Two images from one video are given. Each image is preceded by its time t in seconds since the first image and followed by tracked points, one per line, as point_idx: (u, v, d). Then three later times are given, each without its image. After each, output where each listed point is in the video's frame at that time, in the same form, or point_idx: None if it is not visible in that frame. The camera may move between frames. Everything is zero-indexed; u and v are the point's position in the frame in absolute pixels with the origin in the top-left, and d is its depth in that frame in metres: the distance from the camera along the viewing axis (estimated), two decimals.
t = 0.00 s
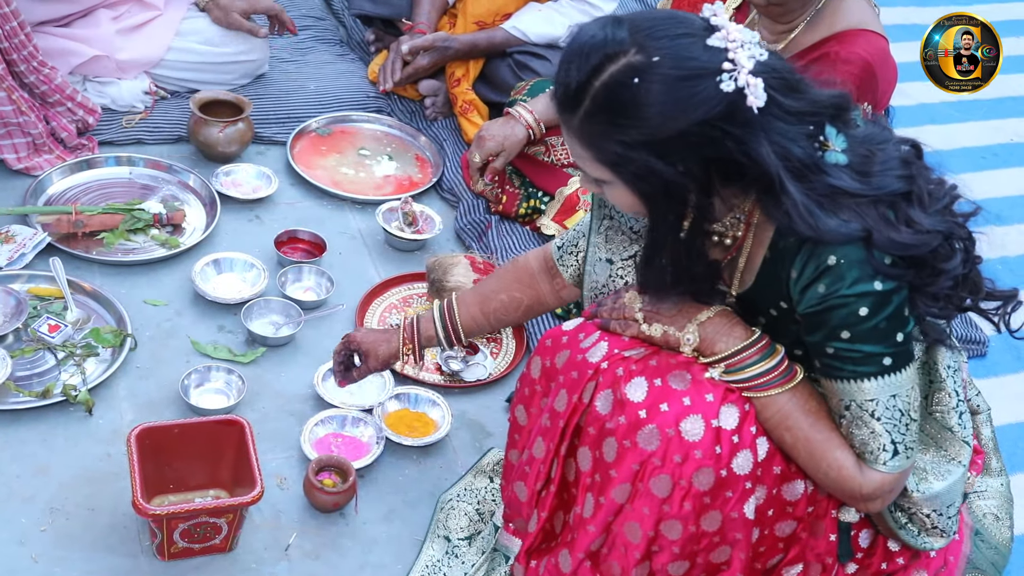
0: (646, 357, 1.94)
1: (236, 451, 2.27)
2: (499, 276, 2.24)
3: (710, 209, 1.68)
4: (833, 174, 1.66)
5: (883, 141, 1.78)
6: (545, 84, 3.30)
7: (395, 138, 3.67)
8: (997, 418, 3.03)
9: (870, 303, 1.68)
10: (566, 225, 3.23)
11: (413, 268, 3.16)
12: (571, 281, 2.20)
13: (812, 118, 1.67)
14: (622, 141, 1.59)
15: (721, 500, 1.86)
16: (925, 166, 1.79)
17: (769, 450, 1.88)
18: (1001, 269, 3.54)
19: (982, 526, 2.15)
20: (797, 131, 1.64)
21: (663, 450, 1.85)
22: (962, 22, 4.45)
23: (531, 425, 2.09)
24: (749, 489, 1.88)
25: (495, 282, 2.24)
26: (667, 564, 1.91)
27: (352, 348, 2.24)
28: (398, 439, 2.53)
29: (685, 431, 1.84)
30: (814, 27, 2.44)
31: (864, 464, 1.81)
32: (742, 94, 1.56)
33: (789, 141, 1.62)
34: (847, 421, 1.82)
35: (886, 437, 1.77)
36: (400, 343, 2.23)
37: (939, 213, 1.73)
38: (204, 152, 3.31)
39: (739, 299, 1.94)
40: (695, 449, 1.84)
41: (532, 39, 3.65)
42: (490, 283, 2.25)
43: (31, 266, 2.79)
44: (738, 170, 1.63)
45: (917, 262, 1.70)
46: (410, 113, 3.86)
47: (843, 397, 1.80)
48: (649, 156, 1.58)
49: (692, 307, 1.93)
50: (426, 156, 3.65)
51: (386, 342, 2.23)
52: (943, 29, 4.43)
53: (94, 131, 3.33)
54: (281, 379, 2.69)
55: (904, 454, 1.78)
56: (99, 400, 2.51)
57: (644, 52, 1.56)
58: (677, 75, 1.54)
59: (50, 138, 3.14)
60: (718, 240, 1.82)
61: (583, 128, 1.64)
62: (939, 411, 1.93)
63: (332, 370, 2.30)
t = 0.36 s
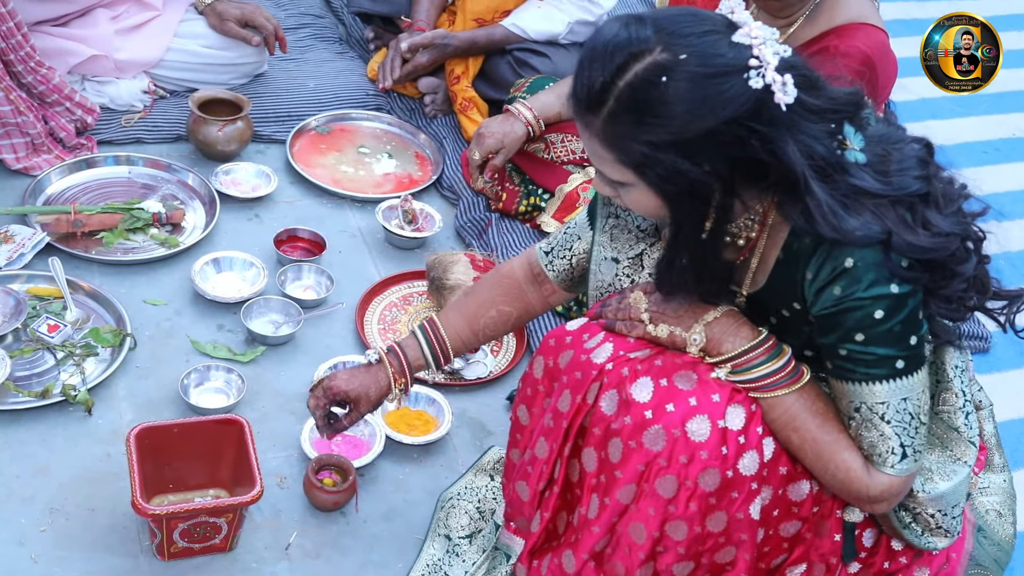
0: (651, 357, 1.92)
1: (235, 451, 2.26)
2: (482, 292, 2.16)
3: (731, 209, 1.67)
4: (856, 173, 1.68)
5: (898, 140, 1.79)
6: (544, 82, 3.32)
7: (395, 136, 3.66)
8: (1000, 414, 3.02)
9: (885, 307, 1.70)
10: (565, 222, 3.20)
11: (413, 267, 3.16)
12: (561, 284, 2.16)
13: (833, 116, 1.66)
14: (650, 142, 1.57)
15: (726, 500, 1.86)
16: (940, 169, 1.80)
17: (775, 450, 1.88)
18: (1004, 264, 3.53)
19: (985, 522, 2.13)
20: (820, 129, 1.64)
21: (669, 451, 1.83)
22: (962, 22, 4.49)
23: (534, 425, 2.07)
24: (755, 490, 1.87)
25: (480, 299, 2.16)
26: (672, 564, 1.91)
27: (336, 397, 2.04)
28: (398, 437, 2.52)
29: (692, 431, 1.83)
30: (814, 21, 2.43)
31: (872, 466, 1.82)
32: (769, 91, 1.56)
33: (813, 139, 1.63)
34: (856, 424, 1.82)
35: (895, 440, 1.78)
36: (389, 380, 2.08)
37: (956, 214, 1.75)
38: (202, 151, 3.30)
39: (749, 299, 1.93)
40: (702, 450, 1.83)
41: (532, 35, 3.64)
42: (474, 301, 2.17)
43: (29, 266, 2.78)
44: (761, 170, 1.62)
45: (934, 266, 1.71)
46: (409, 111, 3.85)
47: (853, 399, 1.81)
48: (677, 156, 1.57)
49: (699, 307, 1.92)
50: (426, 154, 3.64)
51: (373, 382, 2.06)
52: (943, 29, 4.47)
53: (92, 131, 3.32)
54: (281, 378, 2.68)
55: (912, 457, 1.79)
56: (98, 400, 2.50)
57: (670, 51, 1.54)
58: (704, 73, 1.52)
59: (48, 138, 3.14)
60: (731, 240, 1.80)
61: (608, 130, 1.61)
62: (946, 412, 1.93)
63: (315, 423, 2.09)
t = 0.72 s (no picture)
0: (650, 359, 1.92)
1: (233, 452, 2.25)
2: (474, 305, 2.15)
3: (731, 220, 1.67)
4: (855, 181, 1.65)
5: (895, 143, 1.77)
6: (540, 79, 3.32)
7: (391, 134, 3.65)
8: (998, 409, 3.01)
9: (885, 312, 1.69)
10: (562, 220, 3.20)
11: (410, 265, 3.15)
12: (553, 292, 2.15)
13: (831, 123, 1.65)
14: (648, 158, 1.56)
15: (726, 502, 1.85)
16: (938, 174, 1.80)
17: (775, 452, 1.87)
18: (1001, 260, 3.52)
19: (982, 517, 2.13)
20: (818, 137, 1.61)
21: (668, 453, 1.83)
22: (961, 22, 4.43)
23: (532, 426, 2.06)
24: (755, 491, 1.86)
25: (473, 315, 2.15)
26: (672, 566, 1.90)
27: (335, 426, 2.06)
28: (395, 436, 2.52)
29: (692, 433, 1.82)
30: (808, 18, 2.43)
31: (871, 470, 1.82)
32: (768, 103, 1.54)
33: (813, 148, 1.61)
34: (855, 428, 1.83)
35: (894, 444, 1.79)
36: (386, 403, 2.10)
37: (954, 217, 1.74)
38: (198, 151, 3.29)
39: (748, 303, 1.92)
40: (702, 452, 1.82)
41: (528, 33, 3.63)
42: (465, 317, 2.15)
43: (25, 267, 2.77)
44: (762, 181, 1.62)
45: (934, 271, 1.70)
46: (406, 109, 3.84)
47: (853, 404, 1.81)
48: (676, 172, 1.56)
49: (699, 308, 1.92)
50: (422, 153, 3.63)
51: (370, 407, 2.08)
52: (942, 28, 4.41)
53: (88, 131, 3.31)
54: (278, 378, 2.67)
55: (911, 461, 1.80)
56: (94, 401, 2.49)
57: (667, 66, 1.53)
58: (702, 87, 1.51)
59: (43, 138, 3.12)
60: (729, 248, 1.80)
61: (605, 147, 1.60)
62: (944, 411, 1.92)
63: (307, 436, 2.14)
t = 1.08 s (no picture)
0: (645, 353, 1.92)
1: (228, 452, 2.25)
2: (468, 308, 2.15)
3: (729, 215, 1.67)
4: (851, 174, 1.66)
5: (887, 137, 1.77)
6: (533, 75, 3.32)
7: (384, 132, 3.65)
8: (992, 401, 3.01)
9: (880, 306, 1.70)
10: (556, 216, 3.19)
11: (404, 263, 3.14)
12: (548, 289, 2.15)
13: (827, 117, 1.65)
14: (646, 154, 1.55)
15: (722, 496, 1.85)
16: (931, 166, 1.79)
17: (770, 446, 1.88)
18: (995, 252, 3.52)
19: (977, 509, 2.14)
20: (815, 130, 1.62)
21: (664, 447, 1.83)
22: (962, 22, 4.45)
23: (527, 422, 2.07)
24: (750, 485, 1.87)
25: (468, 317, 2.15)
26: (667, 560, 1.90)
27: (332, 427, 2.05)
28: (392, 435, 2.53)
29: (686, 428, 1.82)
30: (801, 12, 2.43)
31: (866, 464, 1.82)
32: (765, 97, 1.55)
33: (809, 142, 1.61)
34: (850, 421, 1.82)
35: (889, 438, 1.78)
36: (383, 404, 2.10)
37: (949, 211, 1.74)
38: (191, 150, 3.28)
39: (743, 298, 1.92)
40: (696, 446, 1.82)
41: (520, 29, 3.63)
42: (461, 318, 2.16)
43: (18, 269, 2.76)
44: (758, 176, 1.63)
45: (926, 264, 1.71)
46: (399, 107, 3.83)
47: (848, 397, 1.81)
48: (674, 167, 1.55)
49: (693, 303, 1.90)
50: (415, 150, 3.62)
51: (368, 409, 2.08)
52: (943, 29, 4.41)
53: (79, 132, 3.30)
54: (273, 377, 2.67)
55: (906, 455, 1.80)
56: (88, 402, 2.49)
57: (664, 60, 1.52)
58: (698, 82, 1.52)
59: (35, 140, 3.12)
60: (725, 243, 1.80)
61: (603, 144, 1.59)
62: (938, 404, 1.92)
63: (301, 434, 2.10)
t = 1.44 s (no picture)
0: (645, 345, 1.92)
1: (228, 446, 2.25)
2: (472, 296, 2.14)
3: (739, 200, 1.67)
4: (856, 159, 1.65)
5: (887, 124, 1.76)
6: (530, 68, 3.31)
7: (382, 126, 3.65)
8: (993, 391, 3.01)
9: (883, 295, 1.70)
10: (556, 209, 3.20)
11: (403, 257, 3.14)
12: (552, 280, 2.15)
13: (829, 99, 1.64)
14: (657, 141, 1.55)
15: (723, 487, 1.85)
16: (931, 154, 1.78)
17: (770, 437, 1.87)
18: (995, 242, 3.52)
19: (978, 499, 2.14)
20: (818, 113, 1.61)
21: (664, 439, 1.83)
22: (961, 22, 4.43)
23: (527, 415, 2.07)
24: (751, 477, 1.87)
25: (471, 306, 2.14)
26: (668, 552, 1.90)
27: (337, 412, 2.06)
28: (392, 428, 2.52)
29: (686, 419, 1.82)
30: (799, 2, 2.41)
31: (867, 453, 1.82)
32: (772, 78, 1.54)
33: (814, 125, 1.60)
34: (852, 411, 1.82)
35: (890, 427, 1.79)
36: (390, 394, 2.10)
37: (950, 200, 1.74)
38: (189, 145, 3.27)
39: (744, 287, 1.91)
40: (697, 438, 1.82)
41: (517, 22, 3.60)
42: (464, 309, 2.14)
43: (17, 265, 2.76)
44: (765, 159, 1.60)
45: (928, 254, 1.71)
46: (397, 100, 3.82)
47: (849, 386, 1.81)
48: (685, 153, 1.55)
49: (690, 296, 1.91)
50: (413, 144, 3.62)
51: (372, 396, 2.08)
52: (943, 29, 4.38)
53: (77, 128, 3.29)
54: (273, 371, 2.67)
55: (907, 444, 1.80)
56: (88, 398, 2.49)
57: (671, 46, 1.52)
58: (705, 65, 1.51)
59: (32, 136, 3.11)
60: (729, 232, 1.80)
61: (613, 134, 1.59)
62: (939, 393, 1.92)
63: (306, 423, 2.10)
